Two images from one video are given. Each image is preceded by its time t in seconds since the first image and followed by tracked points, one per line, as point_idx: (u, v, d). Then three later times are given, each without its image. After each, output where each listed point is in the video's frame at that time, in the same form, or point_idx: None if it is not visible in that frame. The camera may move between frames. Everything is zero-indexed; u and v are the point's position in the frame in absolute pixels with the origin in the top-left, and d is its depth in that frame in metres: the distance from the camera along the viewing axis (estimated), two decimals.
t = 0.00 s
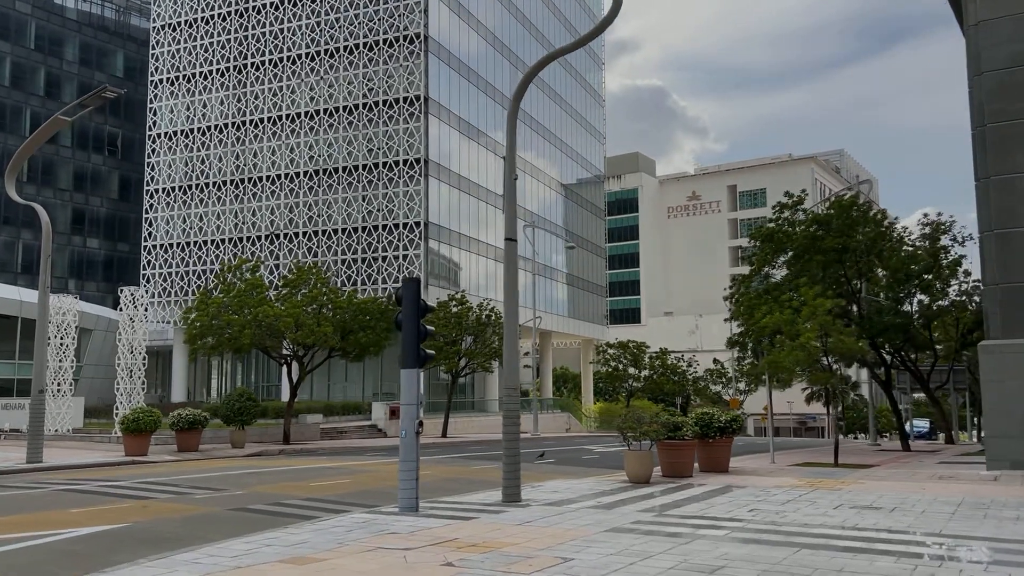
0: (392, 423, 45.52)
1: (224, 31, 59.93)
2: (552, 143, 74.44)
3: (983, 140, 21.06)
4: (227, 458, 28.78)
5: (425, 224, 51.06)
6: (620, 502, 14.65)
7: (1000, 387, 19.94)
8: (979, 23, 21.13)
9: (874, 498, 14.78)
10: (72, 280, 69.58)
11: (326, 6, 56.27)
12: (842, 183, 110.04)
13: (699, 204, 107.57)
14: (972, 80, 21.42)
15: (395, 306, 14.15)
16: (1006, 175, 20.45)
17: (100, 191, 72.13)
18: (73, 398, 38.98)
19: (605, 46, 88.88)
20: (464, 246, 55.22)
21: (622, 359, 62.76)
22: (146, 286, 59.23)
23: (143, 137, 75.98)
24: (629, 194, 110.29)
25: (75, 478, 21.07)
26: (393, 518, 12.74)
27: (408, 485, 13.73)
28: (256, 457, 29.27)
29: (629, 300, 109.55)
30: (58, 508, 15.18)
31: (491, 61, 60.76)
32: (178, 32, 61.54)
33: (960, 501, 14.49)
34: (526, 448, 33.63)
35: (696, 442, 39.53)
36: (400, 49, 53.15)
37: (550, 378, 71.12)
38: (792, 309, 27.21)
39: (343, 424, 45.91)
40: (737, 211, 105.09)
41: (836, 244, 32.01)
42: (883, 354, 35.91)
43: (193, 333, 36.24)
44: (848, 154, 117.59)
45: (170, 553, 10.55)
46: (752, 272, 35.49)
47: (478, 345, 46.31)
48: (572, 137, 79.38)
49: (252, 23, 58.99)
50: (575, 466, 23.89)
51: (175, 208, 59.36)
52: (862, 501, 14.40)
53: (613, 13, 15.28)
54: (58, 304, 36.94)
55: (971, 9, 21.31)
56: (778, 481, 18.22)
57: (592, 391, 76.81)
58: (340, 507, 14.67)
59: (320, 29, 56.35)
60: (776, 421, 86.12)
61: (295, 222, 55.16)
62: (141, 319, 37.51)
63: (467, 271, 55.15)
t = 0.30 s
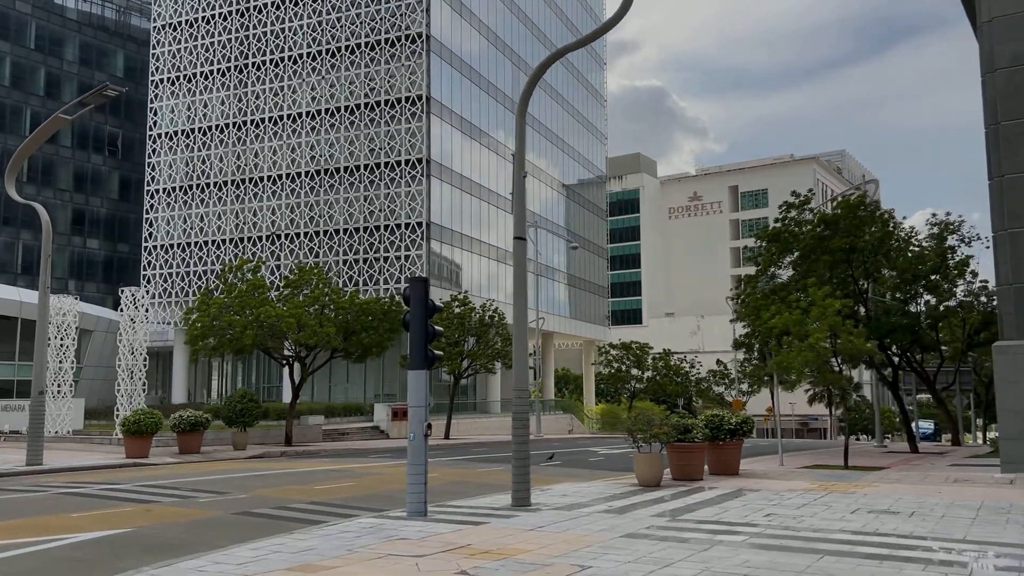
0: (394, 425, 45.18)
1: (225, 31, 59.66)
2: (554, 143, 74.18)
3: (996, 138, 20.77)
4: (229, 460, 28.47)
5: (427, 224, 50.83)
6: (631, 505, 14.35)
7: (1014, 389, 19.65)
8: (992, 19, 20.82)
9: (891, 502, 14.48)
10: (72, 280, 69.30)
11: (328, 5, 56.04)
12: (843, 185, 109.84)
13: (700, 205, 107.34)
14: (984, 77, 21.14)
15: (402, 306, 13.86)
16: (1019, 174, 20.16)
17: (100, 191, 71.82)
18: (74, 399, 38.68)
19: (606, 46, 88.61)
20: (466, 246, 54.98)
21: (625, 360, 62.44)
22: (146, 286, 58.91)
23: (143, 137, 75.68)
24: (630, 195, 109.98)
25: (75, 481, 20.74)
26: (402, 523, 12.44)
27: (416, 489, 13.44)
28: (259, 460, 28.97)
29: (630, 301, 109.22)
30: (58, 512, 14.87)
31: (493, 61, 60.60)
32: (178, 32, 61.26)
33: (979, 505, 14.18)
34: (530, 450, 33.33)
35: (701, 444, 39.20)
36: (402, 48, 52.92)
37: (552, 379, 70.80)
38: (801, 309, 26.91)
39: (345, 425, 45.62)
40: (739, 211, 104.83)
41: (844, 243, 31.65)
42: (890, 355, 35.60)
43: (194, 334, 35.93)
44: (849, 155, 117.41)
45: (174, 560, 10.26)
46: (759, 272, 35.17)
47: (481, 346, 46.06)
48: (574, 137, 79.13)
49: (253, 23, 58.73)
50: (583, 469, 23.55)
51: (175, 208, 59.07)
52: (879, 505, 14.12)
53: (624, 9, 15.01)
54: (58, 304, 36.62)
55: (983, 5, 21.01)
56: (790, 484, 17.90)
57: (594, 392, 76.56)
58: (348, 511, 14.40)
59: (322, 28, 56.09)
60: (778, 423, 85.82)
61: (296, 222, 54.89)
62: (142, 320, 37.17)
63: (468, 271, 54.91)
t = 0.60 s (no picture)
0: (398, 425, 44.93)
1: (227, 30, 59.44)
2: (557, 143, 73.93)
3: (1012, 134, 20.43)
4: (232, 461, 28.21)
5: (430, 224, 50.58)
6: (645, 507, 14.07)
7: None
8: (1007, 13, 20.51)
9: (911, 503, 14.19)
10: (73, 281, 69.06)
11: (330, 4, 55.82)
12: (846, 186, 109.49)
13: (702, 205, 107.00)
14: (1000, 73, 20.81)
15: (412, 305, 13.61)
16: None
17: (101, 192, 71.57)
18: (76, 400, 38.45)
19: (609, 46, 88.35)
20: (469, 247, 54.70)
21: (629, 361, 62.06)
22: (148, 287, 58.65)
23: (144, 137, 75.45)
24: (632, 195, 109.68)
25: (77, 482, 20.46)
26: (412, 525, 12.15)
27: (426, 490, 13.17)
28: (262, 460, 28.66)
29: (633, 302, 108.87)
30: (59, 514, 14.59)
31: (497, 60, 60.42)
32: (180, 31, 61.04)
33: (1000, 507, 13.89)
34: (535, 451, 33.07)
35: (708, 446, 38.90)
36: (405, 47, 52.68)
37: (555, 380, 70.48)
38: (812, 308, 26.53)
39: (348, 426, 45.36)
40: (741, 212, 104.47)
41: (853, 242, 31.29)
42: (898, 355, 35.26)
43: (196, 334, 35.61)
44: (852, 155, 117.12)
45: (181, 563, 9.99)
46: (766, 272, 34.90)
47: (485, 347, 45.82)
48: (576, 137, 78.79)
49: (254, 22, 58.49)
50: (592, 470, 23.21)
51: (177, 208, 58.82)
52: (898, 506, 13.84)
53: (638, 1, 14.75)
54: (59, 304, 36.37)
55: None
56: (803, 485, 17.61)
57: (596, 393, 76.25)
58: (356, 513, 14.13)
59: (324, 27, 55.84)
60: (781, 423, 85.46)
61: (298, 222, 54.64)
62: (144, 320, 36.88)
63: (470, 271, 54.54)
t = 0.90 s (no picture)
0: (401, 427, 44.61)
1: (229, 30, 59.16)
2: (560, 143, 73.63)
3: None
4: (235, 464, 27.89)
5: (434, 224, 50.30)
6: (662, 512, 13.72)
7: None
8: None
9: (933, 508, 13.85)
10: (75, 282, 68.78)
11: (332, 3, 55.56)
12: (850, 186, 109.04)
13: (705, 205, 106.57)
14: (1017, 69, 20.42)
15: (422, 304, 13.30)
16: None
17: (103, 192, 71.30)
18: (77, 401, 38.13)
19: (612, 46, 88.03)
20: (472, 247, 54.40)
21: (633, 362, 61.61)
22: (150, 287, 58.37)
23: (146, 138, 75.20)
24: (634, 195, 109.24)
25: (79, 485, 20.14)
26: (424, 531, 11.83)
27: (437, 495, 12.85)
28: (266, 463, 28.30)
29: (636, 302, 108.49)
30: (60, 520, 14.26)
31: (500, 60, 60.08)
32: (182, 31, 60.80)
33: None
34: (541, 454, 32.73)
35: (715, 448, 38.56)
36: (408, 47, 52.39)
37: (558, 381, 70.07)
38: (823, 308, 26.17)
39: (352, 428, 45.01)
40: (744, 212, 104.05)
41: (864, 242, 30.90)
42: (908, 357, 34.88)
43: (199, 335, 35.26)
44: (855, 156, 116.70)
45: (188, 572, 9.69)
46: (774, 272, 34.57)
47: (489, 347, 45.50)
48: (579, 137, 78.44)
49: (257, 21, 58.23)
50: (601, 473, 22.87)
51: (179, 208, 58.56)
52: (921, 511, 13.51)
53: None
54: (60, 305, 36.02)
55: None
56: (818, 489, 17.28)
57: (600, 394, 75.90)
58: (365, 518, 13.81)
59: (327, 26, 55.56)
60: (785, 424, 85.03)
61: (301, 223, 54.38)
62: (146, 321, 36.52)
63: (473, 273, 54.17)
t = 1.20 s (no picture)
0: (406, 428, 44.35)
1: (232, 29, 58.95)
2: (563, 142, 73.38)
3: None
4: (240, 465, 27.64)
5: (437, 224, 50.05)
6: (677, 515, 13.46)
7: None
8: None
9: (955, 511, 13.55)
10: (77, 282, 68.56)
11: (336, 2, 55.34)
12: (854, 186, 108.60)
13: (709, 206, 106.20)
14: None
15: (433, 302, 13.05)
16: None
17: (106, 193, 71.09)
18: (80, 402, 37.90)
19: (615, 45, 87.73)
20: (476, 247, 54.17)
21: (638, 362, 61.29)
22: (153, 287, 58.17)
23: (148, 138, 75.01)
24: (637, 196, 108.75)
25: (83, 487, 19.89)
26: (436, 534, 11.58)
27: (449, 496, 12.58)
28: (270, 464, 28.03)
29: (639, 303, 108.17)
30: (65, 522, 14.03)
31: (503, 59, 59.78)
32: (185, 30, 60.60)
33: None
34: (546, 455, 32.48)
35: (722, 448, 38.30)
36: (412, 46, 52.14)
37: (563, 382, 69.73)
38: (834, 308, 25.87)
39: (356, 428, 44.77)
40: (748, 212, 103.67)
41: (875, 241, 30.61)
42: (918, 357, 34.52)
43: (202, 335, 35.01)
44: (858, 156, 116.32)
45: None
46: (782, 272, 34.34)
47: (494, 347, 45.24)
48: (583, 137, 78.16)
49: (260, 21, 57.98)
50: (611, 474, 22.61)
51: (182, 208, 58.37)
52: (942, 514, 13.22)
53: None
54: (63, 304, 35.80)
55: None
56: (833, 491, 17.02)
57: (603, 394, 75.67)
58: (375, 520, 13.54)
59: (330, 25, 55.32)
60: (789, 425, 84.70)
61: (305, 222, 54.17)
62: (149, 321, 36.26)
63: (476, 274, 53.84)
